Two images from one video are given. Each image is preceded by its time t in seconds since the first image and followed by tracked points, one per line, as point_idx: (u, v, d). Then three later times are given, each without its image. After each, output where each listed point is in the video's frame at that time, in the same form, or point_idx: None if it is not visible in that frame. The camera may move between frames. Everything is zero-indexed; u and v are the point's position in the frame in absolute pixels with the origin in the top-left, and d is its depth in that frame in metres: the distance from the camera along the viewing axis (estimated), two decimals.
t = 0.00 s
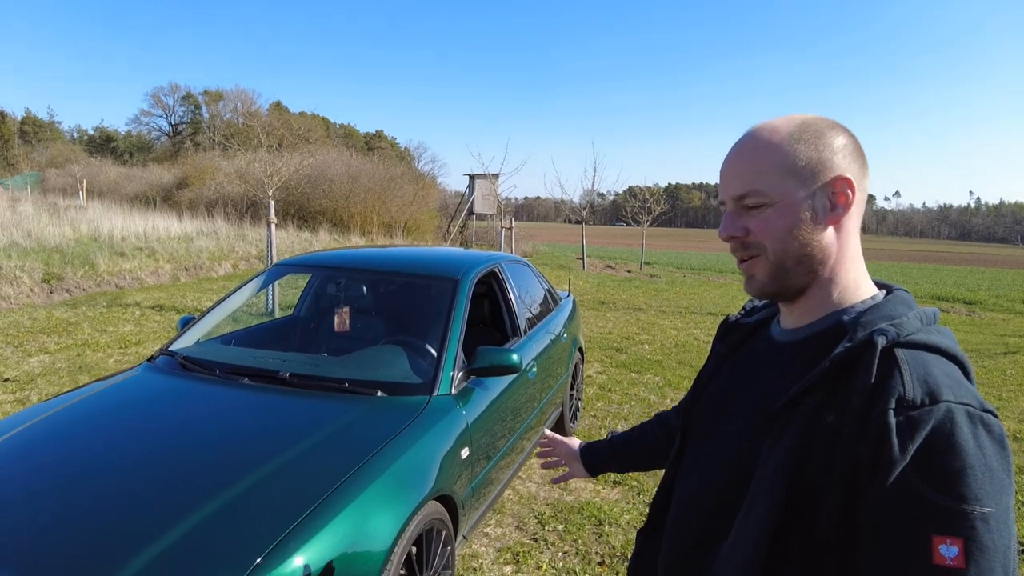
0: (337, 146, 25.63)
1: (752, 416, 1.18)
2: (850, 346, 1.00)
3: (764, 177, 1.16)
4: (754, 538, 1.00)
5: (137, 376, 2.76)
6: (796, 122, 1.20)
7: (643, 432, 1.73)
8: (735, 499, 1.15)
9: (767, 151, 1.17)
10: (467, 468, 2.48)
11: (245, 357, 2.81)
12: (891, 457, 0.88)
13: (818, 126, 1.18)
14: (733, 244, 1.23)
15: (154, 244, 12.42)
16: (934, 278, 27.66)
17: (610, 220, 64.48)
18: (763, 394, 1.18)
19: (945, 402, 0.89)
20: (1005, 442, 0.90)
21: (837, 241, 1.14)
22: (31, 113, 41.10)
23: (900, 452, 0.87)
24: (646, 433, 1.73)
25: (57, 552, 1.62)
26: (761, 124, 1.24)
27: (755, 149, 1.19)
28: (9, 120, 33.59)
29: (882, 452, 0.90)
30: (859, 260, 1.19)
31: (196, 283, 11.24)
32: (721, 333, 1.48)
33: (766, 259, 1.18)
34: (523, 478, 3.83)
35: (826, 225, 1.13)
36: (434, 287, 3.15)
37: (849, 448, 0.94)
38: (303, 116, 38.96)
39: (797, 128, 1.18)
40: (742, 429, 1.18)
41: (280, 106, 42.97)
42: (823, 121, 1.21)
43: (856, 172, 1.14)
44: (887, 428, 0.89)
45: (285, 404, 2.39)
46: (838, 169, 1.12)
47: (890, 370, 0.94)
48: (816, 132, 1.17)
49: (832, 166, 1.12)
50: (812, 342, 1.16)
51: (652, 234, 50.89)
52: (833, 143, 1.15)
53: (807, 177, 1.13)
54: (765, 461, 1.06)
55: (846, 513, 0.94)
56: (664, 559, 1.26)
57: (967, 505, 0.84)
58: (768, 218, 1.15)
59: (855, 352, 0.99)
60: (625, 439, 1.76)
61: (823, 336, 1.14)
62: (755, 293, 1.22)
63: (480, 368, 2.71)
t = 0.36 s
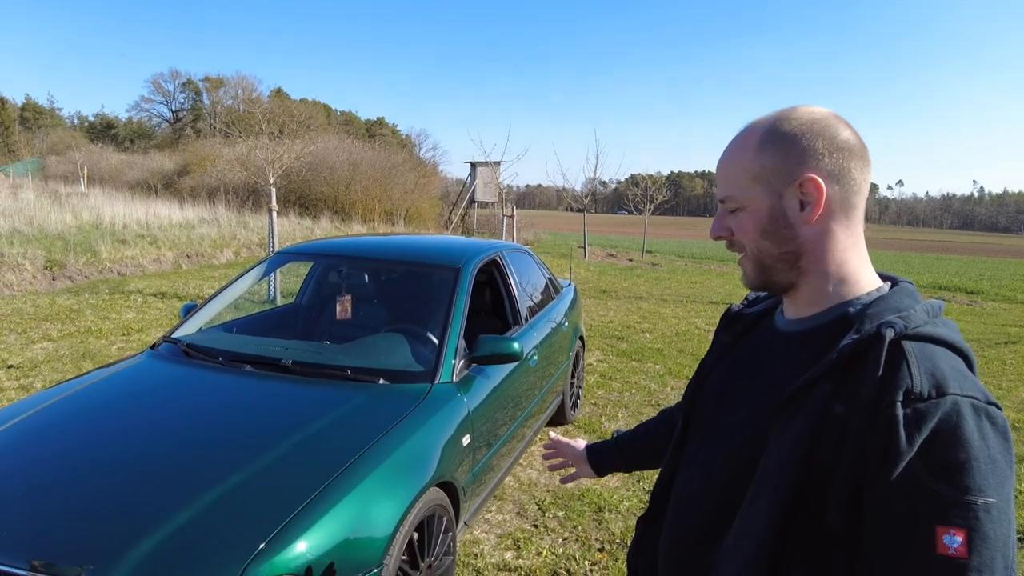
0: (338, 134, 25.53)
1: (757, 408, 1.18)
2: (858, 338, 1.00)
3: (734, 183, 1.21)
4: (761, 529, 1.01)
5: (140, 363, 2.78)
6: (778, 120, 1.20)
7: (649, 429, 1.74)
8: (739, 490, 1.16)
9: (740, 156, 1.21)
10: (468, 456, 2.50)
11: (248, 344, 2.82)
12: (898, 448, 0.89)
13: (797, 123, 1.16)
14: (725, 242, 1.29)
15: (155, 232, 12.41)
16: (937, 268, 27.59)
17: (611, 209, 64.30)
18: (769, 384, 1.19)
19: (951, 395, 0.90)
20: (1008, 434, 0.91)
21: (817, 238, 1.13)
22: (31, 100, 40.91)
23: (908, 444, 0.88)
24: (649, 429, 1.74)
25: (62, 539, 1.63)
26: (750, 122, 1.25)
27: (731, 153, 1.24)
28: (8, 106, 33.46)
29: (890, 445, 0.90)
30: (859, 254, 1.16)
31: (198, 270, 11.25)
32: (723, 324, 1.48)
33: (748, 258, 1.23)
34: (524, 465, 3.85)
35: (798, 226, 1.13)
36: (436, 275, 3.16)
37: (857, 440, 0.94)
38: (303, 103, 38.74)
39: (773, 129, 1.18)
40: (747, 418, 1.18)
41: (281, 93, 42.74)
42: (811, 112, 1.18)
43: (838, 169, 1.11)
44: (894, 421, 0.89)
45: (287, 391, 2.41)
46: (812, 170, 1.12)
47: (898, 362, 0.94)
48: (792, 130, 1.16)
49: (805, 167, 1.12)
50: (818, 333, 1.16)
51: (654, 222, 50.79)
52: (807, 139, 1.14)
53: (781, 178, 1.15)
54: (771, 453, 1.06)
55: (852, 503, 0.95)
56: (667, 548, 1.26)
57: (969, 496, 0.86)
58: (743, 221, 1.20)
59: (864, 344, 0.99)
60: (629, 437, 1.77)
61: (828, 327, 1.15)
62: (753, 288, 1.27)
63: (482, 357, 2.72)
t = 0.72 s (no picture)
0: (340, 133, 25.54)
1: (749, 409, 1.18)
2: (846, 340, 1.00)
3: (713, 189, 1.23)
4: (750, 528, 1.01)
5: (141, 364, 2.78)
6: (762, 124, 1.20)
7: (650, 428, 1.73)
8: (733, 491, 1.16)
9: (720, 161, 1.23)
10: (467, 456, 2.49)
11: (248, 345, 2.82)
12: (884, 450, 0.89)
13: (776, 128, 1.17)
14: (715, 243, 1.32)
15: (157, 231, 12.42)
16: (939, 267, 27.54)
17: (613, 208, 64.20)
18: (763, 384, 1.18)
19: (939, 396, 0.89)
20: (997, 435, 0.91)
21: (792, 243, 1.14)
22: (34, 99, 40.98)
23: (894, 445, 0.88)
24: (652, 428, 1.73)
25: (60, 539, 1.63)
26: (738, 128, 1.26)
27: (714, 158, 1.26)
28: (11, 106, 33.54)
29: (876, 446, 0.90)
30: (842, 257, 1.15)
31: (200, 269, 11.27)
32: (720, 326, 1.48)
33: (731, 259, 1.25)
34: (524, 465, 3.85)
35: (771, 229, 1.14)
36: (436, 275, 3.16)
37: (844, 441, 0.94)
38: (305, 102, 38.76)
39: (753, 133, 1.19)
40: (740, 418, 1.18)
41: (283, 92, 42.77)
42: (797, 119, 1.17)
43: (812, 174, 1.11)
44: (880, 422, 0.89)
45: (287, 391, 2.41)
46: (784, 175, 1.13)
47: (885, 364, 0.94)
48: (770, 135, 1.16)
49: (778, 171, 1.13)
50: (809, 334, 1.15)
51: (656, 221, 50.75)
52: (783, 146, 1.14)
53: (754, 182, 1.16)
54: (762, 453, 1.06)
55: (842, 503, 0.95)
56: (665, 550, 1.26)
57: (958, 498, 0.85)
58: (723, 223, 1.23)
59: (851, 346, 0.99)
60: (631, 437, 1.77)
61: (819, 329, 1.14)
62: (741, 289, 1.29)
63: (481, 357, 2.72)
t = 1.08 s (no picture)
0: (342, 134, 25.57)
1: (742, 410, 1.17)
2: (835, 340, 1.00)
3: (712, 181, 1.23)
4: (739, 528, 1.01)
5: (140, 364, 2.79)
6: (762, 120, 1.21)
7: (646, 426, 1.73)
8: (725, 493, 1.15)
9: (720, 155, 1.23)
10: (466, 458, 2.49)
11: (247, 346, 2.82)
12: (873, 451, 0.88)
13: (778, 122, 1.17)
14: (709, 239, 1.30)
15: (159, 232, 12.45)
16: (943, 268, 27.44)
17: (616, 209, 64.14)
18: (754, 386, 1.18)
19: (928, 396, 0.89)
20: (989, 436, 0.90)
21: (791, 236, 1.13)
22: (37, 101, 41.13)
23: (883, 446, 0.88)
24: (647, 427, 1.73)
25: (57, 540, 1.63)
26: (736, 124, 1.27)
27: (713, 153, 1.26)
28: (15, 108, 33.69)
29: (865, 446, 0.89)
30: (839, 255, 1.15)
31: (202, 270, 11.30)
32: (716, 327, 1.47)
33: (727, 255, 1.24)
34: (524, 467, 3.84)
35: (772, 223, 1.14)
36: (435, 276, 3.16)
37: (834, 440, 0.93)
38: (307, 103, 38.84)
39: (754, 127, 1.19)
40: (732, 419, 1.18)
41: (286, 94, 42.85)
42: (798, 115, 1.18)
43: (812, 168, 1.11)
44: (869, 422, 0.89)
45: (285, 392, 2.41)
46: (785, 168, 1.13)
47: (875, 364, 0.93)
48: (771, 129, 1.17)
49: (778, 164, 1.13)
50: (802, 334, 1.15)
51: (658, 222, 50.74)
52: (785, 139, 1.14)
53: (754, 176, 1.16)
54: (752, 453, 1.05)
55: (832, 504, 0.94)
56: (658, 552, 1.25)
57: (948, 499, 0.85)
58: (720, 218, 1.22)
59: (841, 346, 0.99)
60: (626, 435, 1.76)
61: (812, 329, 1.13)
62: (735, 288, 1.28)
63: (480, 358, 2.71)
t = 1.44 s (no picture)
0: (344, 136, 25.62)
1: (740, 411, 1.17)
2: (836, 341, 0.99)
3: (711, 179, 1.21)
4: (735, 532, 1.00)
5: (140, 365, 2.79)
6: (757, 117, 1.21)
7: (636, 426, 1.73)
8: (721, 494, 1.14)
9: (717, 152, 1.22)
10: (465, 460, 2.48)
11: (246, 347, 2.82)
12: (873, 454, 0.87)
13: (771, 120, 1.18)
14: (703, 241, 1.29)
15: (161, 234, 12.46)
16: (945, 270, 27.38)
17: (618, 211, 64.13)
18: (752, 386, 1.17)
19: (930, 399, 0.88)
20: (991, 440, 0.89)
21: (793, 233, 1.12)
22: (40, 103, 41.26)
23: (884, 449, 0.87)
24: (638, 427, 1.73)
25: (57, 539, 1.64)
26: (728, 123, 1.27)
27: (708, 151, 1.25)
28: (18, 111, 33.83)
29: (866, 449, 0.89)
30: (835, 252, 1.15)
31: (203, 272, 11.32)
32: (712, 328, 1.47)
33: (726, 255, 1.23)
34: (524, 469, 3.84)
35: (773, 219, 1.13)
36: (435, 277, 3.15)
37: (833, 442, 0.93)
38: (309, 106, 38.92)
39: (749, 124, 1.20)
40: (727, 421, 1.17)
41: (288, 96, 42.93)
42: (794, 113, 1.19)
43: (810, 163, 1.12)
44: (870, 426, 0.88)
45: (285, 393, 2.41)
46: (784, 165, 1.12)
47: (876, 366, 0.93)
48: (768, 125, 1.17)
49: (777, 160, 1.13)
50: (798, 334, 1.14)
51: (659, 224, 50.69)
52: (783, 135, 1.14)
53: (753, 173, 1.15)
54: (750, 455, 1.05)
55: (831, 508, 0.94)
56: (654, 554, 1.25)
57: (950, 504, 0.84)
58: (719, 217, 1.20)
59: (841, 347, 0.98)
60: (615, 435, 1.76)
61: (809, 330, 1.13)
62: (732, 290, 1.26)
63: (479, 359, 2.71)
